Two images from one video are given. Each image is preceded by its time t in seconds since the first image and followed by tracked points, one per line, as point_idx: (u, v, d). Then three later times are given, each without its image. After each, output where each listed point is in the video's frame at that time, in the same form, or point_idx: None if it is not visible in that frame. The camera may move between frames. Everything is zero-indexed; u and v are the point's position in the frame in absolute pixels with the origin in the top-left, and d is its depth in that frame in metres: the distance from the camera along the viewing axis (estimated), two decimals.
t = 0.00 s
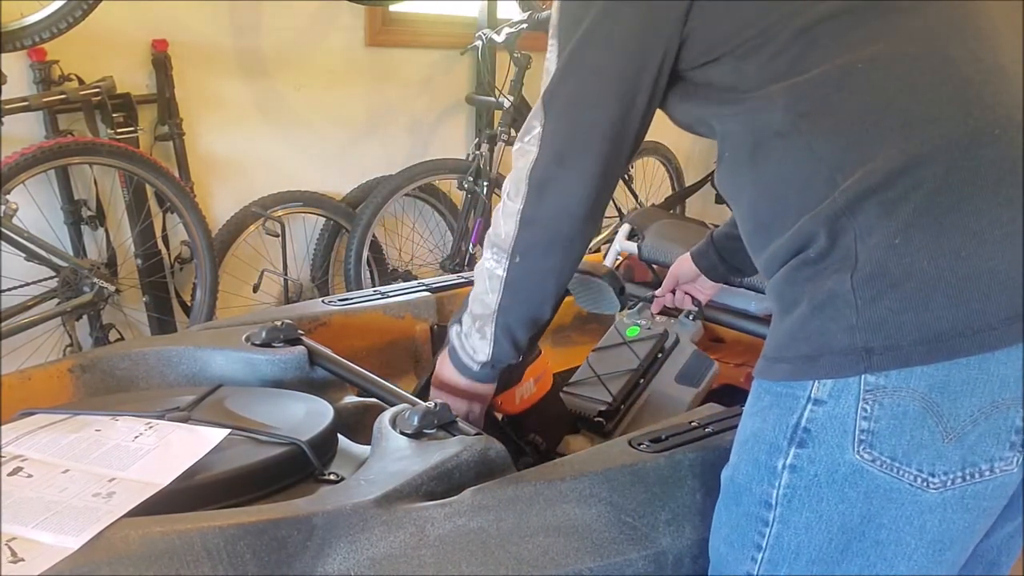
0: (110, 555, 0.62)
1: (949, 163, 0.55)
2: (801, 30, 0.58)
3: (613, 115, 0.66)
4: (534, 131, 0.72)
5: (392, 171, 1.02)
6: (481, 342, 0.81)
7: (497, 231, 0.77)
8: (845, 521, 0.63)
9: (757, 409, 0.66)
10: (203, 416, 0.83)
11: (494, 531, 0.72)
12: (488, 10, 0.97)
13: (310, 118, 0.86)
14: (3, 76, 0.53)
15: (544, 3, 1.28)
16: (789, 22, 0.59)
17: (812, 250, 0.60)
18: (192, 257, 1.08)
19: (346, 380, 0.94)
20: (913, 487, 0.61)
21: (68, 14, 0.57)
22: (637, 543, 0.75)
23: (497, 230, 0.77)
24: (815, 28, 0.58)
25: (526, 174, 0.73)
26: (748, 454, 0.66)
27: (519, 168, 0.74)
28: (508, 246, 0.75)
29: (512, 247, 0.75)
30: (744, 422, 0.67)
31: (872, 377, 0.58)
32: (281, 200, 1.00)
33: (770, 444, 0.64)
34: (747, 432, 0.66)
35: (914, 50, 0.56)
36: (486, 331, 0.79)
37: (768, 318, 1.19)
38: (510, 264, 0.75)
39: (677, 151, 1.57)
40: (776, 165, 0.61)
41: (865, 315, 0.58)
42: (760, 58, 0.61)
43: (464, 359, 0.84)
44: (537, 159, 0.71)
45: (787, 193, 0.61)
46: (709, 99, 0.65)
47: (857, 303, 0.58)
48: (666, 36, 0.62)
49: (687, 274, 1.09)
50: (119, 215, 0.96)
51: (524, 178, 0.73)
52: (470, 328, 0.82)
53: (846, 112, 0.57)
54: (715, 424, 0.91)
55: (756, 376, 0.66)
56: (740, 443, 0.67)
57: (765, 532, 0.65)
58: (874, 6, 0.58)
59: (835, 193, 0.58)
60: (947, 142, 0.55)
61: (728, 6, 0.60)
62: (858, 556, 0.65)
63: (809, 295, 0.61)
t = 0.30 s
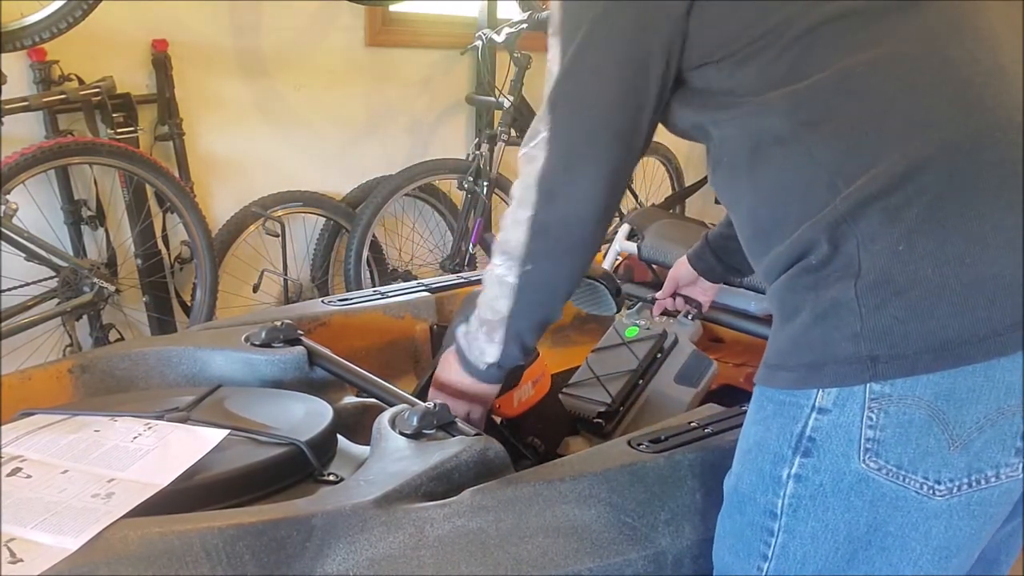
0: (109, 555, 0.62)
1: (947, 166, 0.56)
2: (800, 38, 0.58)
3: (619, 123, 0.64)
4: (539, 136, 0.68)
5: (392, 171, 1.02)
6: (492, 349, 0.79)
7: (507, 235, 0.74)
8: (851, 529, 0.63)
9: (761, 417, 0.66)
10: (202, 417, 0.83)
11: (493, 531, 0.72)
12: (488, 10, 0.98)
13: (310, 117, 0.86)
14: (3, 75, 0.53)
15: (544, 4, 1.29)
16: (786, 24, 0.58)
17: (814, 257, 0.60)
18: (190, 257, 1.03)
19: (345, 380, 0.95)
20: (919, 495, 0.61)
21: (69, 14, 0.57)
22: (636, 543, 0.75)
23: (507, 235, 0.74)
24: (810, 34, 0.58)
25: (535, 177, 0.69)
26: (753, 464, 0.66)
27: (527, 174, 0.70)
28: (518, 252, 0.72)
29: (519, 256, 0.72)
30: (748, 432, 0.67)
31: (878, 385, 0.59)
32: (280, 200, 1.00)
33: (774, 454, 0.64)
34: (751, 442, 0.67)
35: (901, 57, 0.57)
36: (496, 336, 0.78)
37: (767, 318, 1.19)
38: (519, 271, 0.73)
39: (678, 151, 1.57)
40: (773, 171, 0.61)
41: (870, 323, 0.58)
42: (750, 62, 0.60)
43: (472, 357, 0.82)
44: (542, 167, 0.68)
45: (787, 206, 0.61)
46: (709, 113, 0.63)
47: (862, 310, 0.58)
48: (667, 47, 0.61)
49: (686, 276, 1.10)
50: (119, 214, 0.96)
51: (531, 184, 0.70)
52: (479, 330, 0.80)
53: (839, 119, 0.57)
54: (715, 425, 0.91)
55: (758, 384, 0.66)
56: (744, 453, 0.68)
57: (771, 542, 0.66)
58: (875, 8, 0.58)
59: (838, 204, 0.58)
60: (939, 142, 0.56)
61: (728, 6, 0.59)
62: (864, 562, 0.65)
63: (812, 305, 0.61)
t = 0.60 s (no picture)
0: (108, 556, 0.62)
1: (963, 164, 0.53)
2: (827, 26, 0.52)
3: (693, 115, 0.53)
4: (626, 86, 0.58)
5: (392, 171, 1.02)
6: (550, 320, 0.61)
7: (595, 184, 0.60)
8: (857, 521, 0.60)
9: (767, 404, 0.62)
10: (201, 417, 0.83)
11: (492, 531, 0.72)
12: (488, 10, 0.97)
13: (310, 117, 0.86)
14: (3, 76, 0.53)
15: (545, 3, 1.28)
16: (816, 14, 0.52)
17: (831, 246, 0.56)
18: (192, 256, 1.07)
19: (345, 381, 0.95)
20: (925, 484, 0.57)
21: (68, 14, 0.58)
22: (636, 543, 0.75)
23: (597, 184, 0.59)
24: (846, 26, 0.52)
25: (627, 131, 0.56)
26: (758, 450, 0.63)
27: (608, 130, 0.60)
28: (606, 213, 0.58)
29: (614, 214, 0.57)
30: (751, 416, 0.64)
31: (896, 375, 0.56)
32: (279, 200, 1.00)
33: (783, 441, 0.61)
34: (755, 427, 0.63)
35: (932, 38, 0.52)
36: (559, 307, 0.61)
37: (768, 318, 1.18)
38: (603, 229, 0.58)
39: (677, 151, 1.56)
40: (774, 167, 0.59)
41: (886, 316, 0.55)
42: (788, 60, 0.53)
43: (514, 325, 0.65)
44: (620, 131, 0.58)
45: (795, 192, 0.57)
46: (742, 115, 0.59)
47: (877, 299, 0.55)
48: (714, 57, 0.52)
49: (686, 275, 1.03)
50: (119, 215, 0.96)
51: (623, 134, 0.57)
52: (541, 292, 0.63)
53: (869, 117, 0.53)
54: (715, 425, 0.91)
55: (764, 369, 0.63)
56: (747, 438, 0.64)
57: (774, 528, 0.63)
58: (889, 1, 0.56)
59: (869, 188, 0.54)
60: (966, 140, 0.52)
61: None
62: (865, 553, 0.61)
63: (831, 295, 0.57)
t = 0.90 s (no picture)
0: (108, 556, 0.62)
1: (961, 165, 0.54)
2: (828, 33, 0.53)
3: (691, 140, 0.56)
4: (613, 107, 0.59)
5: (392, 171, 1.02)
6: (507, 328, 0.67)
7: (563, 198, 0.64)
8: (913, 537, 0.60)
9: (821, 423, 0.60)
10: (201, 417, 0.83)
11: (493, 531, 0.72)
12: (488, 10, 0.97)
13: (310, 117, 0.86)
14: (3, 75, 0.53)
15: (545, 4, 1.28)
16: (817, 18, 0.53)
17: (895, 264, 0.55)
18: (192, 256, 1.08)
19: (345, 380, 0.95)
20: (980, 500, 0.58)
21: (69, 13, 0.57)
22: (636, 543, 0.75)
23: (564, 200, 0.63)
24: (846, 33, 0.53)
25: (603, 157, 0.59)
26: (813, 470, 0.61)
27: (586, 148, 0.62)
28: (570, 232, 0.62)
29: (577, 236, 0.61)
30: (801, 434, 0.62)
31: (961, 397, 0.56)
32: (278, 201, 1.00)
33: (842, 462, 0.59)
34: (806, 446, 0.61)
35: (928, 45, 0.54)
36: (514, 315, 0.66)
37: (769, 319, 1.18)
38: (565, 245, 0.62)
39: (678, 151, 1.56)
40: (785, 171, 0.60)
41: (918, 325, 0.55)
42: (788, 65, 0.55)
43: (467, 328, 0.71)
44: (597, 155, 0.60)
45: (823, 205, 0.58)
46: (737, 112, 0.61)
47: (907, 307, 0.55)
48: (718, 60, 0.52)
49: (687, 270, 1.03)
50: (119, 214, 0.96)
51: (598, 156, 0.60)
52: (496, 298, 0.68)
53: (876, 123, 0.54)
54: (715, 424, 0.91)
55: (811, 386, 0.61)
56: (797, 457, 0.62)
57: (830, 546, 0.61)
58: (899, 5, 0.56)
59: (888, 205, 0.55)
60: (959, 138, 0.54)
61: None
62: (920, 568, 0.61)
63: (890, 314, 0.56)
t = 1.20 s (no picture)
0: (108, 556, 0.62)
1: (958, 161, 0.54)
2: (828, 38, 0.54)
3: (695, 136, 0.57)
4: (613, 108, 0.59)
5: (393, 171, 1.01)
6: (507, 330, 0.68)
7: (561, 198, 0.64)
8: (917, 542, 0.60)
9: (823, 427, 0.61)
10: (201, 417, 0.83)
11: (493, 532, 0.72)
12: (488, 10, 0.97)
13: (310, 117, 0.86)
14: (3, 75, 0.53)
15: (545, 4, 1.28)
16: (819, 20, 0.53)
17: (900, 268, 0.56)
18: (192, 256, 1.03)
19: (345, 381, 0.95)
20: (982, 505, 0.58)
21: (69, 13, 0.57)
22: (636, 543, 0.75)
23: (562, 200, 0.63)
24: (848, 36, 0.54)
25: (602, 163, 0.60)
26: (814, 473, 0.61)
27: (586, 150, 0.62)
28: (567, 235, 0.62)
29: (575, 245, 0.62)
30: (804, 438, 0.62)
31: (963, 402, 0.56)
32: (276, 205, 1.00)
33: (844, 466, 0.60)
34: (809, 449, 0.62)
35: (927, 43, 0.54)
36: (513, 318, 0.67)
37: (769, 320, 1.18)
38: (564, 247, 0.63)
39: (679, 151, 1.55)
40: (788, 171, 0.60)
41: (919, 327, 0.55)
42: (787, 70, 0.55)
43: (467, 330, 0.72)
44: (595, 158, 0.60)
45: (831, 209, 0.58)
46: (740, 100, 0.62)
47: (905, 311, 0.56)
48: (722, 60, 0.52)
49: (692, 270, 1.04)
50: (118, 214, 0.96)
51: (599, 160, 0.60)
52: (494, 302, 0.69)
53: (876, 125, 0.54)
54: (715, 424, 0.91)
55: (815, 389, 0.61)
56: (799, 460, 0.63)
57: (831, 551, 0.62)
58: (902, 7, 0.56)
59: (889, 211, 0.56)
60: (958, 138, 0.54)
61: None
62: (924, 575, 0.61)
63: (895, 318, 0.56)
